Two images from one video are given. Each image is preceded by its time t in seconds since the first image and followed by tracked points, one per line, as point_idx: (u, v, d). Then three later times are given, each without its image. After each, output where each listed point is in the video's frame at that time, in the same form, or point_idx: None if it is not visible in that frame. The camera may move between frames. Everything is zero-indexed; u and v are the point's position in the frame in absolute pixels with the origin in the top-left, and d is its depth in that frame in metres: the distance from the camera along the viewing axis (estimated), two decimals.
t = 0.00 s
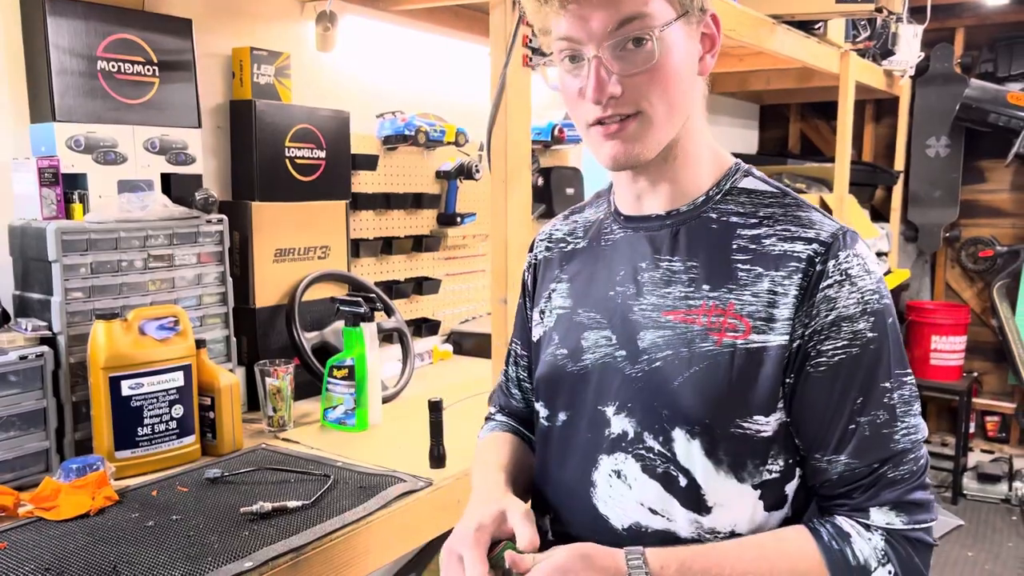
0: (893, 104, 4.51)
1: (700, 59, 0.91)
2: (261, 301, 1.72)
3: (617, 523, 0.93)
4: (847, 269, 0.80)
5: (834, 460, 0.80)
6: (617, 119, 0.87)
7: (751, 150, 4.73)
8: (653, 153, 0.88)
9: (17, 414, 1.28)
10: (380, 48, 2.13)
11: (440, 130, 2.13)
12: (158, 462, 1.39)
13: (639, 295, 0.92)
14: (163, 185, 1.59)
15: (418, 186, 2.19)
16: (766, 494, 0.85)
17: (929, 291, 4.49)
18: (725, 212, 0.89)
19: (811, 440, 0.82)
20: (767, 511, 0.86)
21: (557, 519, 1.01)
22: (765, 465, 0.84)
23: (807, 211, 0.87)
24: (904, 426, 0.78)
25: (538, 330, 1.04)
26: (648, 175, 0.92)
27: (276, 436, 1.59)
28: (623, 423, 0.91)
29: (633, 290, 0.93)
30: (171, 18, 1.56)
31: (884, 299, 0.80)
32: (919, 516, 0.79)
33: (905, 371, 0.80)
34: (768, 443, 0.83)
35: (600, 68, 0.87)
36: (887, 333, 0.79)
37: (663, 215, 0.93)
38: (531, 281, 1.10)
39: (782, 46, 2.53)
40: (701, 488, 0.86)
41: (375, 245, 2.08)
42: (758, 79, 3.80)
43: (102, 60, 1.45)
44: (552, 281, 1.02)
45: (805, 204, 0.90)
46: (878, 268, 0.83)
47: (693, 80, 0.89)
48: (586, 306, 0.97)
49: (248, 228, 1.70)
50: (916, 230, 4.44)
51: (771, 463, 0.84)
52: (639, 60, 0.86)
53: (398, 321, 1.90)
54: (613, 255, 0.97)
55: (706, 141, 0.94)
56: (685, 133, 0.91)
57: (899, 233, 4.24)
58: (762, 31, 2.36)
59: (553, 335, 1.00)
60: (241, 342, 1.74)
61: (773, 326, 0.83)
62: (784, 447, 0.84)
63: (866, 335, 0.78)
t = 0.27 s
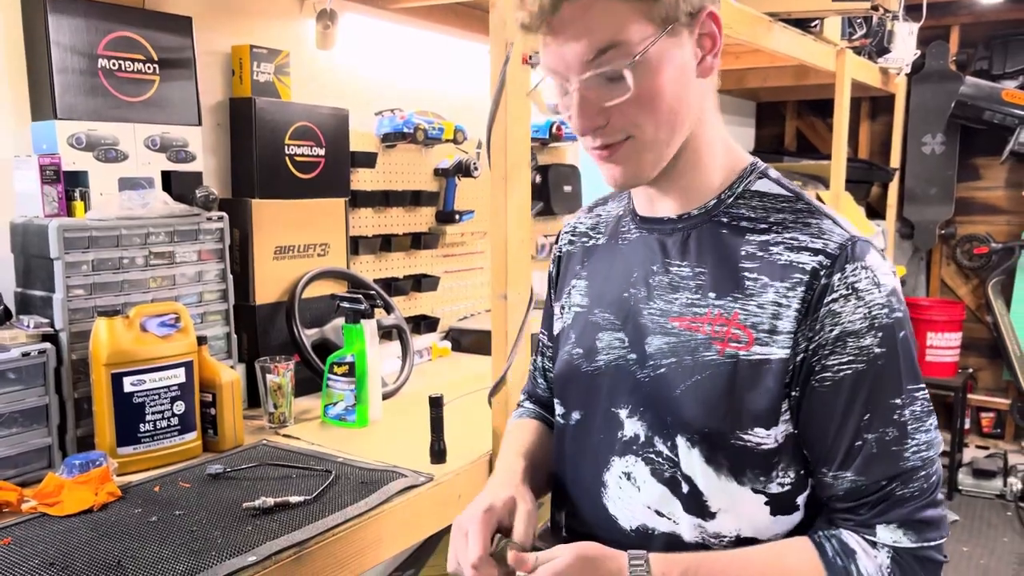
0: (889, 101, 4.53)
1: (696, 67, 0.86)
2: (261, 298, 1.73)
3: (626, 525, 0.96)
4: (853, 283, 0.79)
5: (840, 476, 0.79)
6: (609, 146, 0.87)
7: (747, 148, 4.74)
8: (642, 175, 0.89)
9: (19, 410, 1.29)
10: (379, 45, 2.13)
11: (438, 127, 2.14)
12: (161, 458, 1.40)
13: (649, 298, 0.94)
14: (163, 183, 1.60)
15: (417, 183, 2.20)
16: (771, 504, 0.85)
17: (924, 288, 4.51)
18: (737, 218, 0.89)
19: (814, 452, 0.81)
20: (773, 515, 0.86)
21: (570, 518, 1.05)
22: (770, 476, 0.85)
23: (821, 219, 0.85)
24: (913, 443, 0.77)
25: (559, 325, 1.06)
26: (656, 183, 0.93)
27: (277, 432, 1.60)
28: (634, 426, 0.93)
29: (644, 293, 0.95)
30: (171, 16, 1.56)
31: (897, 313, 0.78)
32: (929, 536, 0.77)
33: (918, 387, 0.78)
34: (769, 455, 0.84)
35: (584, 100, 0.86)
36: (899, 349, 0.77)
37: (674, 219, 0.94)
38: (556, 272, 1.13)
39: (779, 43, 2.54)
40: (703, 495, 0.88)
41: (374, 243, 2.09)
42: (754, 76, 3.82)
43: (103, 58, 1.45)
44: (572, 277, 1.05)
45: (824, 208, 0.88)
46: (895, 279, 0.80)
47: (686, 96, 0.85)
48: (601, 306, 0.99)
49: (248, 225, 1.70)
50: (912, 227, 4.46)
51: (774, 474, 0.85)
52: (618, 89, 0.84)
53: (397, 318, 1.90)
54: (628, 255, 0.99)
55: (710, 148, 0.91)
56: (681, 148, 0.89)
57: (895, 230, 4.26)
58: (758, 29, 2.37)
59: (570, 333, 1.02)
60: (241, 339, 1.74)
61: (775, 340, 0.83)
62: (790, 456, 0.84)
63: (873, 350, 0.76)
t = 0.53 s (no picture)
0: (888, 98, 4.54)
1: (627, 99, 0.81)
2: (263, 293, 1.74)
3: (598, 509, 1.00)
4: (788, 302, 0.77)
5: (766, 487, 0.80)
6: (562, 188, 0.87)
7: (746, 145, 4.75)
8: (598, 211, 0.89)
9: (24, 405, 1.30)
10: (380, 41, 2.14)
11: (439, 123, 2.16)
12: (163, 452, 1.41)
13: (623, 296, 0.96)
14: (166, 178, 1.60)
15: (418, 179, 2.21)
16: (721, 502, 0.87)
17: (922, 284, 4.53)
18: (702, 226, 0.87)
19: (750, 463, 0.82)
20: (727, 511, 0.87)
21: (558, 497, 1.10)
22: (715, 478, 0.86)
23: (776, 233, 0.82)
24: (839, 465, 0.76)
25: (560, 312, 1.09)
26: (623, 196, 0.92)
27: (279, 427, 1.61)
28: (612, 418, 0.95)
29: (621, 289, 0.97)
30: (173, 12, 1.57)
31: (835, 336, 0.75)
32: (852, 560, 0.76)
33: (855, 410, 0.76)
34: (714, 458, 0.85)
35: (521, 155, 0.86)
36: (831, 372, 0.75)
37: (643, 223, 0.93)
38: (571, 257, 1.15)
39: (779, 40, 2.55)
40: (655, 493, 0.91)
41: (375, 239, 2.10)
42: (754, 73, 3.82)
43: (106, 53, 1.46)
44: (576, 266, 1.08)
45: (789, 216, 0.84)
46: (844, 298, 0.77)
47: (619, 136, 0.82)
48: (592, 297, 1.02)
49: (250, 221, 1.71)
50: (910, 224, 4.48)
51: (720, 476, 0.86)
52: (547, 145, 0.83)
53: (398, 313, 1.92)
54: (615, 249, 1.00)
55: (671, 164, 0.87)
56: (634, 179, 0.86)
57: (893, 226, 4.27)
58: (758, 26, 2.38)
59: (568, 323, 1.05)
60: (243, 334, 1.75)
61: (713, 352, 0.83)
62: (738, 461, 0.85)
63: (800, 372, 0.75)
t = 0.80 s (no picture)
0: (890, 94, 4.55)
1: (536, 102, 0.90)
2: (270, 287, 1.74)
3: (559, 484, 1.03)
4: (687, 270, 0.84)
5: (678, 443, 0.86)
6: (492, 187, 0.96)
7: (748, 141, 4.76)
8: (529, 205, 0.97)
9: (35, 396, 1.31)
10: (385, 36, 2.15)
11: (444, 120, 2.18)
12: (172, 444, 1.42)
13: (562, 280, 1.01)
14: (174, 172, 1.61)
15: (422, 174, 2.23)
16: (662, 467, 0.93)
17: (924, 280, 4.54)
18: (624, 209, 0.93)
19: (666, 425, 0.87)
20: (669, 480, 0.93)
21: (523, 467, 1.15)
22: (652, 443, 0.93)
23: (684, 208, 0.88)
24: (739, 419, 0.81)
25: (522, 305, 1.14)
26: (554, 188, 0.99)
27: (286, 419, 1.62)
28: (567, 397, 0.98)
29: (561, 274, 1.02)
30: (181, 7, 1.58)
31: (731, 298, 0.81)
32: (755, 511, 0.83)
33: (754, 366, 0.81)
34: (645, 422, 0.92)
35: (452, 160, 0.96)
36: (727, 331, 0.80)
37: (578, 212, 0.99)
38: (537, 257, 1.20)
39: (782, 36, 2.55)
40: (601, 463, 0.97)
41: (381, 233, 2.11)
42: (757, 69, 3.83)
43: (115, 48, 1.47)
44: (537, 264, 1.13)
45: (699, 194, 0.90)
46: (741, 264, 0.82)
47: (531, 138, 0.91)
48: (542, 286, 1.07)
49: (257, 214, 1.72)
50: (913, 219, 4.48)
51: (655, 440, 0.93)
52: (469, 151, 0.93)
53: (403, 308, 1.93)
54: (561, 241, 1.06)
55: (590, 156, 0.95)
56: (555, 174, 0.95)
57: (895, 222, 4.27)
58: (762, 21, 2.38)
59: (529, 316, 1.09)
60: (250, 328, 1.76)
61: (630, 322, 0.89)
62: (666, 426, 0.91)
63: (700, 333, 0.81)
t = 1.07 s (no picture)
0: (898, 88, 4.53)
1: (473, 99, 0.97)
2: (283, 279, 1.76)
3: (499, 450, 1.07)
4: (594, 238, 0.91)
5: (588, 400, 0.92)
6: (441, 178, 1.04)
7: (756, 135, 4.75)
8: (476, 191, 1.05)
9: (52, 386, 1.33)
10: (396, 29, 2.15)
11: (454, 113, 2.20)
12: (187, 433, 1.43)
13: (501, 261, 1.07)
14: (188, 165, 1.62)
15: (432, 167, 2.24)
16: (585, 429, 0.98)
17: (932, 275, 4.54)
18: (551, 191, 1.00)
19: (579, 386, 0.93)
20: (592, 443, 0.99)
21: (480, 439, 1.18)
22: (573, 406, 0.97)
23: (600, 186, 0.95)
24: (639, 374, 0.87)
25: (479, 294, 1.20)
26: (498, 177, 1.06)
27: (299, 410, 1.63)
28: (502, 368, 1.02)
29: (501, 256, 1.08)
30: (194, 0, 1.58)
31: (631, 263, 0.87)
32: (654, 461, 0.88)
33: (652, 326, 0.87)
34: (567, 386, 0.96)
35: (404, 155, 1.05)
36: (627, 292, 0.87)
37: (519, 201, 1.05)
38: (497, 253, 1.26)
39: (792, 29, 2.55)
40: (534, 427, 1.01)
41: (391, 226, 2.12)
42: (765, 63, 3.83)
43: (131, 41, 1.48)
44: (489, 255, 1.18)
45: (616, 175, 0.97)
46: (643, 233, 0.89)
47: (470, 131, 0.98)
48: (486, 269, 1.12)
49: (270, 207, 1.73)
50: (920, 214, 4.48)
51: (579, 402, 0.97)
52: (416, 145, 1.01)
53: (414, 300, 1.94)
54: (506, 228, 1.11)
55: (528, 148, 1.02)
56: (497, 163, 1.02)
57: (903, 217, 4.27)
58: (772, 15, 2.38)
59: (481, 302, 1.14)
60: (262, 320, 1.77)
61: (550, 290, 0.94)
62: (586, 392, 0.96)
63: (603, 295, 0.88)
